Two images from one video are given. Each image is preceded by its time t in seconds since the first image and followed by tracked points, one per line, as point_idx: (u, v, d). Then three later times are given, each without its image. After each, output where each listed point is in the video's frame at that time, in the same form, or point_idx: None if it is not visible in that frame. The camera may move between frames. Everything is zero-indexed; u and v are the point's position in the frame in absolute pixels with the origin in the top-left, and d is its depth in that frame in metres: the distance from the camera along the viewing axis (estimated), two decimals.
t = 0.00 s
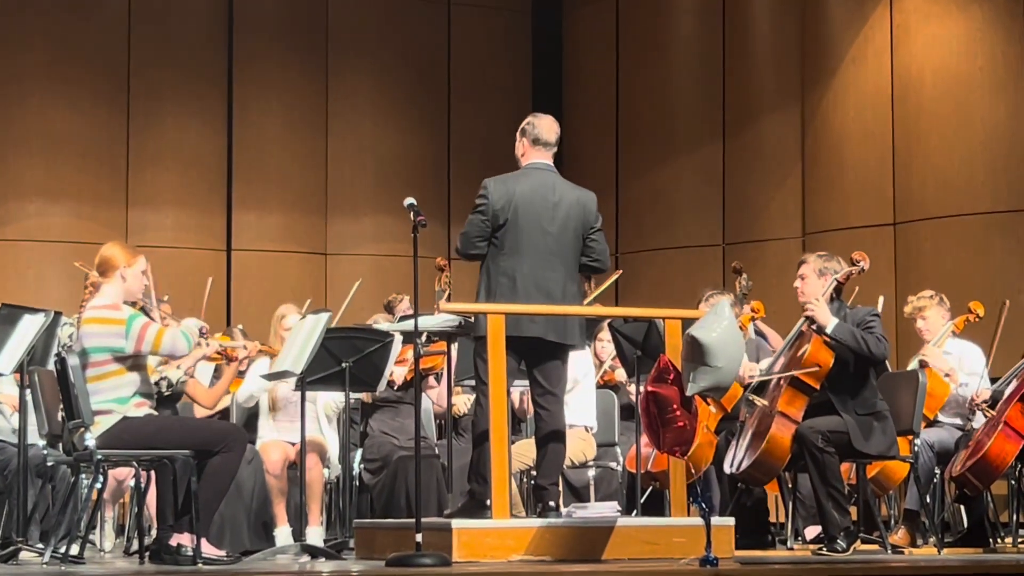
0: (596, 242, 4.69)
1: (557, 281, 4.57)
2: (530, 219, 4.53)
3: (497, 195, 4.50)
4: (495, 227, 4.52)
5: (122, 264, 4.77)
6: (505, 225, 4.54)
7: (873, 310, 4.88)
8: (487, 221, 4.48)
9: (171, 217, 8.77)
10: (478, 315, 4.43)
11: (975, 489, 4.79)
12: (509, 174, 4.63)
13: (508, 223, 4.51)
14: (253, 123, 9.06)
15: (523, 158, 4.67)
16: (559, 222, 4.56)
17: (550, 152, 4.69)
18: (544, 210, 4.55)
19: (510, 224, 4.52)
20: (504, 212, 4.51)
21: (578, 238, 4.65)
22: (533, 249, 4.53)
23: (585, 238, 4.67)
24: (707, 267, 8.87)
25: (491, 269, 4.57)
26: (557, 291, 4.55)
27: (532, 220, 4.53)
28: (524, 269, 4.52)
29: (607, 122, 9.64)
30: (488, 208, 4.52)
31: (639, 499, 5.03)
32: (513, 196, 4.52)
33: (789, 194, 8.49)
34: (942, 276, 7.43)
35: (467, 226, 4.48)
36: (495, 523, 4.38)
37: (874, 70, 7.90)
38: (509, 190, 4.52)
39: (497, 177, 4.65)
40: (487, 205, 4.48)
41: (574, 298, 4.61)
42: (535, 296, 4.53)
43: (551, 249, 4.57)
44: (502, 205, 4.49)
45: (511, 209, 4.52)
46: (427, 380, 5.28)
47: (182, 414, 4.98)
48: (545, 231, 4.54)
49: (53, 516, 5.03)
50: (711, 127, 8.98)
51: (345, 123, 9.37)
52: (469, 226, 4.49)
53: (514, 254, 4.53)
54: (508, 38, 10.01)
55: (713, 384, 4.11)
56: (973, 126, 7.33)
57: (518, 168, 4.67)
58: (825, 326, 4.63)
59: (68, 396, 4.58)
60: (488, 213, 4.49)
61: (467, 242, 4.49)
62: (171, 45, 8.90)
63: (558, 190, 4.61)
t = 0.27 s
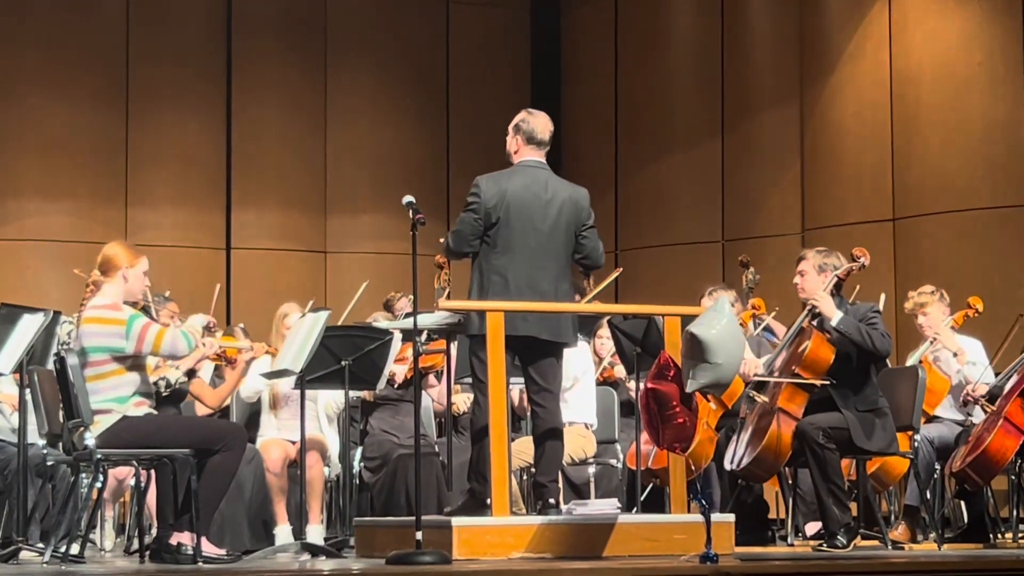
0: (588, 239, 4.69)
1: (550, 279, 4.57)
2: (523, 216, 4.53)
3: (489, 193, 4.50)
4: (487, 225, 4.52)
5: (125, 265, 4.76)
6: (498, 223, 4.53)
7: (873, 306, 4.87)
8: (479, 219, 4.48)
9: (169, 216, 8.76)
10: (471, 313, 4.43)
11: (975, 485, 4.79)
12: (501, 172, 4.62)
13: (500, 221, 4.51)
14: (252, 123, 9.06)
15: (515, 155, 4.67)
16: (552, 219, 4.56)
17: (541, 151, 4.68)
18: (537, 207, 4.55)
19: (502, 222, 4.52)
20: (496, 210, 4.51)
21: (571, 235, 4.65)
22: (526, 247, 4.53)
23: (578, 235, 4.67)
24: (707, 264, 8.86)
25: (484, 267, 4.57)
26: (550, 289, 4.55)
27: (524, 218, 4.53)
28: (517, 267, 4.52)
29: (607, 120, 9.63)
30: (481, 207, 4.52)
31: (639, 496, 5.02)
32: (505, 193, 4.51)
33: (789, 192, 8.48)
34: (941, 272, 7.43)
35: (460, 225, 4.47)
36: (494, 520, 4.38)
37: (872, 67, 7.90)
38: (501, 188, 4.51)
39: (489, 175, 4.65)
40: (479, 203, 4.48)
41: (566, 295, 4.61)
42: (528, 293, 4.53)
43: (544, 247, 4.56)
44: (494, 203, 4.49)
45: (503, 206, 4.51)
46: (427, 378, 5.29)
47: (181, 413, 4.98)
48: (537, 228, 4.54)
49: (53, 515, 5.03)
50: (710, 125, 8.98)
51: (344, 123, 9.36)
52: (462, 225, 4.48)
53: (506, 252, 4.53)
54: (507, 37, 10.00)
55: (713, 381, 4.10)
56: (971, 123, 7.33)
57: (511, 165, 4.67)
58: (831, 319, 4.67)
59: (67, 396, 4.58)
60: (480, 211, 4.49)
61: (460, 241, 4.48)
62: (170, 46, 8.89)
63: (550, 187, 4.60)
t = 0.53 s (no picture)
0: (581, 238, 4.94)
1: (544, 276, 4.82)
2: (518, 217, 4.78)
3: (487, 195, 4.75)
4: (485, 224, 4.77)
5: (149, 264, 5.01)
6: (495, 224, 4.79)
7: (858, 301, 5.12)
8: (477, 220, 4.73)
9: (190, 219, 9.03)
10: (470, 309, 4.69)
11: (956, 470, 5.05)
12: (499, 174, 4.88)
13: (497, 221, 4.76)
14: (259, 126, 9.29)
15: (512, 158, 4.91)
16: (546, 219, 4.81)
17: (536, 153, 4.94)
18: (532, 208, 4.80)
19: (499, 222, 4.77)
20: (493, 211, 4.76)
21: (565, 234, 4.90)
22: (521, 246, 4.78)
23: (571, 234, 4.92)
24: (703, 261, 9.11)
25: (481, 265, 4.82)
26: (545, 285, 4.80)
27: (520, 218, 4.78)
28: (513, 265, 4.78)
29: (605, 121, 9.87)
30: (479, 208, 4.77)
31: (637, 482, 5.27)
32: (502, 195, 4.77)
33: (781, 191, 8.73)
34: (926, 268, 7.68)
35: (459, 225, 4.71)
36: (499, 505, 4.63)
37: (860, 71, 8.15)
38: (498, 190, 4.77)
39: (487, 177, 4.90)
40: (477, 205, 4.73)
41: (560, 292, 4.86)
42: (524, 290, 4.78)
43: (539, 246, 4.82)
44: (491, 204, 4.74)
45: (500, 207, 4.77)
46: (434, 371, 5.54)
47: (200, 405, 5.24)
48: (532, 228, 4.79)
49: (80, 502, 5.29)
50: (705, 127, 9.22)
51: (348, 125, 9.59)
52: (461, 226, 4.72)
53: (503, 251, 4.78)
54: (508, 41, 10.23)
55: (705, 373, 4.35)
56: (954, 125, 7.57)
57: (508, 168, 4.92)
58: (818, 313, 4.93)
59: (92, 388, 4.83)
60: (478, 212, 4.74)
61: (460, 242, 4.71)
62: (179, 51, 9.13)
63: (545, 189, 4.85)
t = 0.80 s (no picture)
0: (576, 233, 5.21)
1: (540, 269, 5.10)
2: (516, 213, 5.05)
3: (485, 193, 5.03)
4: (482, 220, 5.08)
5: (177, 263, 5.28)
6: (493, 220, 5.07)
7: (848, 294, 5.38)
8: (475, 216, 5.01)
9: (215, 219, 9.30)
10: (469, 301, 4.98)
11: (941, 454, 5.34)
12: (498, 173, 5.15)
13: (495, 218, 5.04)
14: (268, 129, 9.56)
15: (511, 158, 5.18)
16: (542, 215, 5.08)
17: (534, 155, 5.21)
18: (529, 205, 5.07)
19: (497, 218, 5.05)
20: (491, 208, 5.04)
21: (560, 230, 5.18)
22: (519, 241, 5.06)
23: (567, 229, 5.19)
24: (701, 257, 9.39)
25: (480, 259, 5.11)
26: (541, 278, 5.08)
27: (518, 215, 5.05)
28: (511, 258, 5.06)
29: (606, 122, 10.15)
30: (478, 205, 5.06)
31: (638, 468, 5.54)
32: (500, 193, 5.04)
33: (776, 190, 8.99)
34: (913, 264, 7.95)
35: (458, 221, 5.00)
36: (508, 490, 4.91)
37: (848, 75, 8.41)
38: (496, 188, 5.04)
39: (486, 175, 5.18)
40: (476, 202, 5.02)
41: (556, 284, 5.14)
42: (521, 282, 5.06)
43: (536, 241, 5.09)
44: (489, 202, 5.02)
45: (498, 205, 5.05)
46: (446, 360, 5.83)
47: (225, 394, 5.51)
48: (529, 224, 5.06)
49: (112, 488, 5.58)
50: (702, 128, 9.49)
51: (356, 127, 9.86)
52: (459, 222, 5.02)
53: (501, 246, 5.06)
54: (512, 44, 10.50)
55: (703, 363, 4.63)
56: (937, 126, 7.84)
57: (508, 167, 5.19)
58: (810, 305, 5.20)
59: (122, 379, 5.12)
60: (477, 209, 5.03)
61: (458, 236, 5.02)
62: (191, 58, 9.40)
63: (541, 187, 5.12)
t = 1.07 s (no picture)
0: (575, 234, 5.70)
1: (544, 267, 5.59)
2: (520, 217, 5.55)
3: (491, 200, 5.54)
4: (489, 226, 5.57)
5: (218, 262, 5.77)
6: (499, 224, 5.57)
7: (831, 289, 5.85)
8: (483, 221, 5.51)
9: (254, 222, 9.90)
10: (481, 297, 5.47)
11: (917, 435, 5.82)
12: (502, 181, 5.66)
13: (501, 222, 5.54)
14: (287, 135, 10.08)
15: (513, 166, 5.70)
16: (544, 218, 5.58)
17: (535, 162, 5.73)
18: (531, 209, 5.57)
19: (502, 222, 5.55)
20: (497, 213, 5.54)
21: (561, 231, 5.67)
22: (523, 242, 5.55)
23: (566, 230, 5.69)
24: (697, 254, 9.88)
25: (489, 260, 5.60)
26: (545, 274, 5.57)
27: (521, 218, 5.55)
28: (517, 258, 5.55)
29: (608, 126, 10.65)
30: (484, 211, 5.56)
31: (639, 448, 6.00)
32: (504, 199, 5.54)
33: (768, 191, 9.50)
34: (892, 260, 8.44)
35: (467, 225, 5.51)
36: (521, 468, 5.39)
37: (833, 85, 8.92)
38: (501, 195, 5.55)
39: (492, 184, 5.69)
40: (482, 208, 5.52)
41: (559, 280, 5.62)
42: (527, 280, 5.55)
43: (538, 241, 5.59)
44: (495, 208, 5.53)
45: (503, 210, 5.55)
46: (462, 351, 6.35)
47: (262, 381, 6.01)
48: (532, 226, 5.56)
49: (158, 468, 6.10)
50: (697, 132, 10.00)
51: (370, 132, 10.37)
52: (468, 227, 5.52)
53: (507, 247, 5.55)
54: (519, 53, 11.00)
55: (698, 354, 5.13)
56: (915, 133, 8.35)
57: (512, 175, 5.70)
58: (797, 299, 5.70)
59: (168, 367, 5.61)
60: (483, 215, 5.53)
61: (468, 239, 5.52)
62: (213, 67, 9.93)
63: (541, 192, 5.63)
